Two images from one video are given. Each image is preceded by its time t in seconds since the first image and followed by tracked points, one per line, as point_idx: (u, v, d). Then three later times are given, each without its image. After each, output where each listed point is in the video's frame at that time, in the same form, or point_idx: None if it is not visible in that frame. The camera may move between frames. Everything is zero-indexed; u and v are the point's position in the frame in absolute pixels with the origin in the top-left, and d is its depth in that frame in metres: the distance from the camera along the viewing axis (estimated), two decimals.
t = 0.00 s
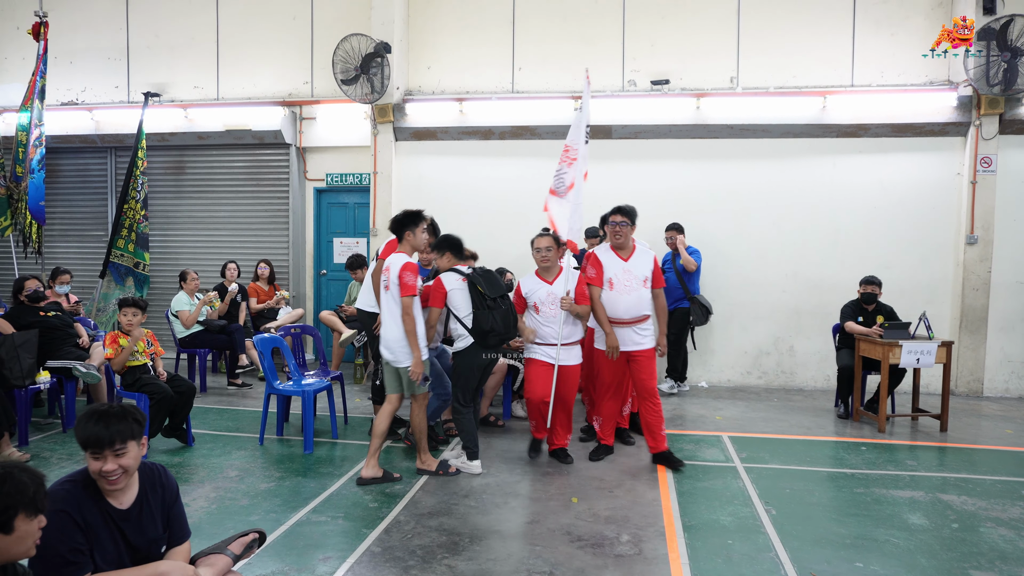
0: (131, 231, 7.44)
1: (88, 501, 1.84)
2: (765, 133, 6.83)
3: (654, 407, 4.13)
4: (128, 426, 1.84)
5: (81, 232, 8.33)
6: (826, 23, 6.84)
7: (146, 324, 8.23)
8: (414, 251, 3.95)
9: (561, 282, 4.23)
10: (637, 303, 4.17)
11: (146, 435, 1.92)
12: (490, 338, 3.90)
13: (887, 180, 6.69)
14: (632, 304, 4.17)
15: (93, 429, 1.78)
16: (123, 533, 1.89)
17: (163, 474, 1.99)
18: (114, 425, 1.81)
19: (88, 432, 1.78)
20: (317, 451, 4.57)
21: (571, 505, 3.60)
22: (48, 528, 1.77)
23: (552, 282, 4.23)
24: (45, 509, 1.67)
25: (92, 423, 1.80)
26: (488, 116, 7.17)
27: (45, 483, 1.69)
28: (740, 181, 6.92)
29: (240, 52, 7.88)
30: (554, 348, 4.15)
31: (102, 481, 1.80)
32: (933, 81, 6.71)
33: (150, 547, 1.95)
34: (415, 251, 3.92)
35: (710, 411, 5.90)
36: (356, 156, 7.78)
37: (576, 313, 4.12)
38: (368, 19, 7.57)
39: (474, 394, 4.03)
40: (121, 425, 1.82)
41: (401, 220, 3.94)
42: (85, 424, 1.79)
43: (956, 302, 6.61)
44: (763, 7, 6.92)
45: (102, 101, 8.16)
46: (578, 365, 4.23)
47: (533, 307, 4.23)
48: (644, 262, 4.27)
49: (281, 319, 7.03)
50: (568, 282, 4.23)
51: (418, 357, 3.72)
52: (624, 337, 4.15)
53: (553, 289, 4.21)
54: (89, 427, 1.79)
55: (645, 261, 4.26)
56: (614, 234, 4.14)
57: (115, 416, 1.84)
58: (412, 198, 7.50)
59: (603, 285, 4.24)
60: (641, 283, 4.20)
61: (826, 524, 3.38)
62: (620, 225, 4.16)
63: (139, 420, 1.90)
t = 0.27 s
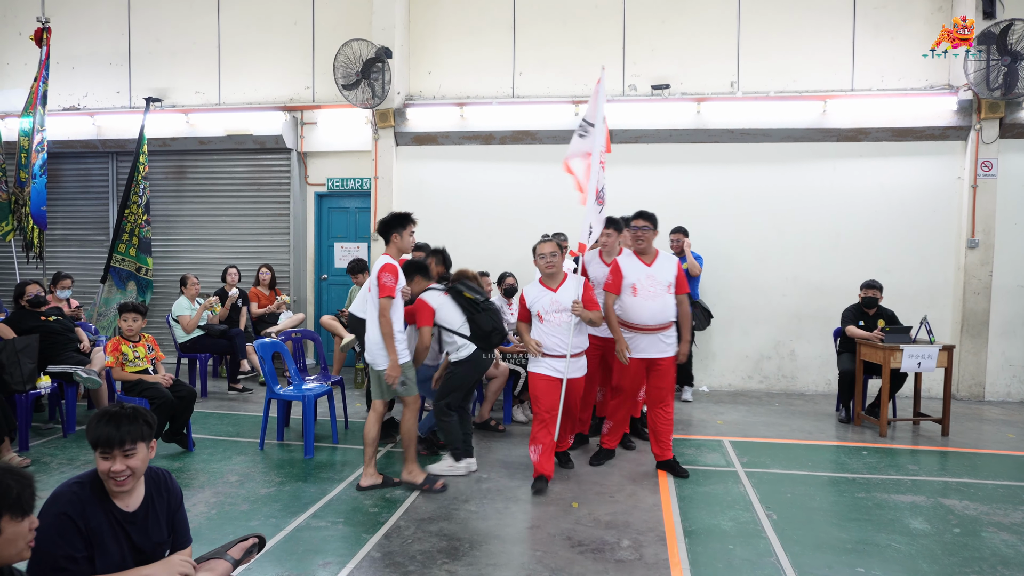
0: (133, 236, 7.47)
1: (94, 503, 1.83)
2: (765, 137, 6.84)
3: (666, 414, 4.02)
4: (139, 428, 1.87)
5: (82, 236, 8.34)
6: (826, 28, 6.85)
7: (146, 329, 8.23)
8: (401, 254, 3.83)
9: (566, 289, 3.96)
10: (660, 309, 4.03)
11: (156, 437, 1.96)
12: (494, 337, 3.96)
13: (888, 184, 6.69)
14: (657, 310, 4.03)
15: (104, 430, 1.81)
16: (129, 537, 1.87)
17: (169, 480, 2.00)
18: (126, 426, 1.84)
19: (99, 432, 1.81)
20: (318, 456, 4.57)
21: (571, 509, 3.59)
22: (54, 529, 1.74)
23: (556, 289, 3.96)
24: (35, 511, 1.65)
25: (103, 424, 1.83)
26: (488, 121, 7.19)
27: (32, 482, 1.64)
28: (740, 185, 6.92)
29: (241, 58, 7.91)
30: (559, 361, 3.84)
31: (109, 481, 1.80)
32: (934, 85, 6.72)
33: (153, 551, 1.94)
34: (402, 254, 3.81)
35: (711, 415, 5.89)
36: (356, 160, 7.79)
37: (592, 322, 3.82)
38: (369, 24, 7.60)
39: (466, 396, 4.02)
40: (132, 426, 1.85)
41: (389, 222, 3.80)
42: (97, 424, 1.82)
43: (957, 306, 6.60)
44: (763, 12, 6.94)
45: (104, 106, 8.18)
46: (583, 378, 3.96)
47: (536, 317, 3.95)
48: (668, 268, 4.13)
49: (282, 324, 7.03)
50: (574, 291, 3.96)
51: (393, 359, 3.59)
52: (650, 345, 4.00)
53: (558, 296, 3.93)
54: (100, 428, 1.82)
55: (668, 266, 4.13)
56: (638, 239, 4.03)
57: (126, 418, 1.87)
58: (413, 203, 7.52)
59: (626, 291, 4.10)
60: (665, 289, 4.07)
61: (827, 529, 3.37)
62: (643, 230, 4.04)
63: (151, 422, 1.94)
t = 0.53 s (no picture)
0: (132, 238, 7.48)
1: (87, 510, 1.82)
2: (764, 140, 6.85)
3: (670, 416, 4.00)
4: (132, 433, 1.83)
5: (80, 239, 8.33)
6: (824, 31, 6.87)
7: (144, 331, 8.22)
8: (393, 255, 3.80)
9: (567, 289, 3.82)
10: (677, 312, 3.94)
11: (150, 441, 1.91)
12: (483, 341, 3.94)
13: (886, 186, 6.70)
14: (671, 312, 3.94)
15: (97, 435, 1.77)
16: (124, 539, 1.87)
17: (165, 481, 1.98)
18: (119, 432, 1.79)
19: (92, 437, 1.76)
20: (315, 458, 4.55)
21: (569, 511, 3.58)
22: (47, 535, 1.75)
23: (557, 289, 3.81)
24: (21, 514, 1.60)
25: (97, 429, 1.78)
26: (487, 123, 7.19)
27: (25, 489, 1.62)
28: (739, 187, 6.93)
29: (240, 60, 7.92)
30: (560, 364, 3.74)
31: (102, 488, 1.78)
32: (932, 88, 6.73)
33: (150, 554, 1.93)
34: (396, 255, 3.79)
35: (710, 418, 5.89)
36: (355, 163, 7.78)
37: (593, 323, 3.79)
38: (368, 27, 7.61)
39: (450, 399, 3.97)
40: (127, 432, 1.81)
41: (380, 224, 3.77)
42: (91, 429, 1.78)
43: (955, 308, 6.60)
44: (761, 15, 6.95)
45: (103, 108, 8.18)
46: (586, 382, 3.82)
47: (536, 318, 3.77)
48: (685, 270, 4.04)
49: (280, 326, 7.02)
50: (575, 290, 3.83)
51: (376, 360, 3.49)
52: (663, 348, 3.92)
53: (559, 296, 3.78)
54: (95, 433, 1.77)
55: (684, 268, 4.02)
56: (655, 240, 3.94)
57: (120, 422, 1.82)
58: (411, 206, 7.52)
59: (640, 292, 4.00)
60: (680, 290, 3.97)
61: (825, 531, 3.36)
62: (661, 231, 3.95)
63: (145, 425, 1.89)
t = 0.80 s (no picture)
0: (133, 240, 7.50)
1: (74, 522, 1.82)
2: (763, 142, 6.85)
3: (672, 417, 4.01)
4: (115, 447, 1.79)
5: (80, 242, 8.34)
6: (823, 34, 6.88)
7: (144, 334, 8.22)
8: (395, 259, 3.76)
9: (580, 294, 3.50)
10: (678, 314, 3.90)
11: (135, 454, 1.87)
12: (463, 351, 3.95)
13: (885, 189, 6.70)
14: (672, 314, 3.90)
15: (78, 449, 1.74)
16: (114, 549, 1.87)
17: (157, 487, 1.98)
18: (100, 445, 1.77)
19: (72, 452, 1.74)
20: (315, 460, 4.55)
21: (568, 513, 3.58)
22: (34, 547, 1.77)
23: (570, 294, 3.48)
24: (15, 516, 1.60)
25: (78, 443, 1.75)
26: (487, 125, 7.20)
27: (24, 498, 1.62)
28: (738, 189, 6.94)
29: (240, 63, 7.93)
30: (568, 374, 3.40)
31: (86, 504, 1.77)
32: (931, 90, 6.74)
33: (142, 561, 1.93)
34: (396, 259, 3.76)
35: (710, 420, 5.88)
36: (355, 165, 7.79)
37: (598, 333, 3.56)
38: (367, 29, 7.63)
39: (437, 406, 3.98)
40: (108, 445, 1.78)
41: (384, 227, 3.75)
42: (72, 442, 1.75)
43: (955, 310, 6.60)
44: (759, 17, 6.97)
45: (103, 111, 8.19)
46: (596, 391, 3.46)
47: (548, 324, 3.43)
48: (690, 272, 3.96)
49: (279, 328, 7.02)
50: (589, 297, 3.51)
51: (377, 362, 3.45)
52: (662, 350, 3.90)
53: (573, 303, 3.45)
54: (75, 447, 1.75)
55: (689, 269, 3.95)
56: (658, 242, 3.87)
57: (101, 434, 1.79)
58: (411, 208, 7.52)
59: (642, 292, 3.96)
60: (683, 293, 3.90)
61: (824, 533, 3.36)
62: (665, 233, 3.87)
63: (129, 435, 1.87)
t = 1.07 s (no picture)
0: (133, 241, 7.50)
1: (68, 526, 1.83)
2: (763, 143, 6.86)
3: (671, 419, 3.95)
4: (106, 455, 1.79)
5: (81, 243, 8.35)
6: (823, 36, 6.89)
7: (145, 335, 8.22)
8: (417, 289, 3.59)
9: (608, 295, 3.31)
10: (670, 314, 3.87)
11: (130, 460, 1.87)
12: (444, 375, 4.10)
13: (886, 190, 6.71)
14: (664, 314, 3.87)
15: (69, 456, 1.75)
16: (110, 554, 1.88)
17: (154, 490, 1.97)
18: (91, 452, 1.77)
19: (63, 460, 1.75)
20: (315, 461, 4.55)
21: (569, 514, 3.58)
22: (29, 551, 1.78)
23: (596, 295, 3.30)
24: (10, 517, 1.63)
25: (70, 449, 1.76)
26: (487, 127, 7.21)
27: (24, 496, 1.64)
28: (738, 191, 6.94)
29: (241, 65, 7.94)
30: (594, 378, 3.21)
31: (80, 511, 1.79)
32: (931, 92, 6.75)
33: (140, 564, 1.93)
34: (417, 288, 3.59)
35: (710, 421, 5.88)
36: (356, 167, 7.80)
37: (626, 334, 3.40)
38: (368, 31, 7.64)
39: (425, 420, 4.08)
40: (100, 452, 1.78)
41: (414, 254, 3.56)
42: (65, 449, 1.76)
43: (955, 312, 6.60)
44: (759, 19, 6.98)
45: (104, 113, 8.21)
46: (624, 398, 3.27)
47: (572, 327, 3.26)
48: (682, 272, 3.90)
49: (280, 330, 7.03)
50: (616, 298, 3.32)
51: (416, 389, 3.30)
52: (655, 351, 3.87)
53: (599, 304, 3.27)
54: (68, 454, 1.76)
55: (683, 272, 3.89)
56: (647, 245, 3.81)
57: (94, 441, 1.80)
58: (412, 209, 7.53)
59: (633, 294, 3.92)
60: (676, 292, 3.77)
61: (825, 534, 3.35)
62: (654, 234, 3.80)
63: (124, 440, 1.87)
